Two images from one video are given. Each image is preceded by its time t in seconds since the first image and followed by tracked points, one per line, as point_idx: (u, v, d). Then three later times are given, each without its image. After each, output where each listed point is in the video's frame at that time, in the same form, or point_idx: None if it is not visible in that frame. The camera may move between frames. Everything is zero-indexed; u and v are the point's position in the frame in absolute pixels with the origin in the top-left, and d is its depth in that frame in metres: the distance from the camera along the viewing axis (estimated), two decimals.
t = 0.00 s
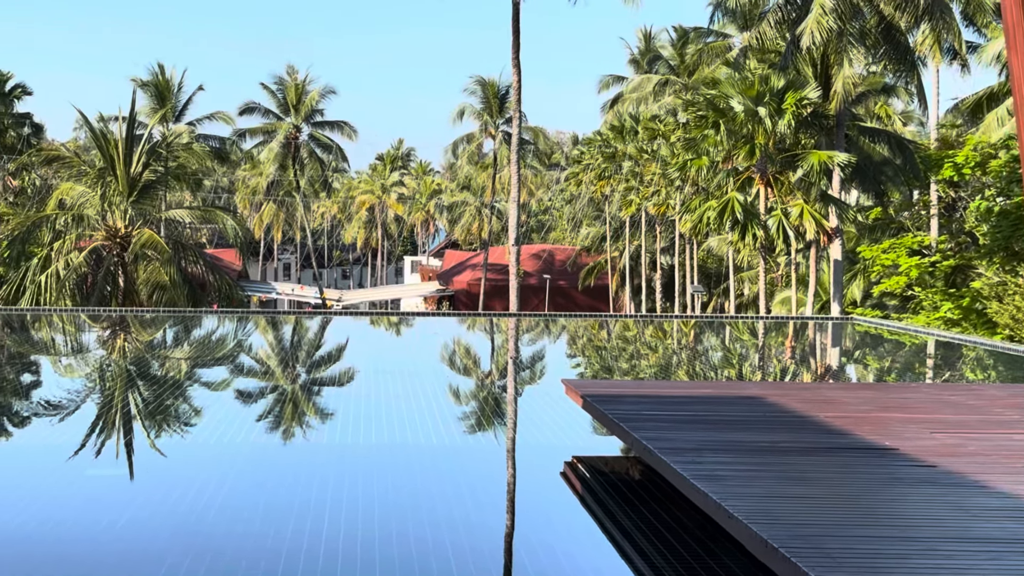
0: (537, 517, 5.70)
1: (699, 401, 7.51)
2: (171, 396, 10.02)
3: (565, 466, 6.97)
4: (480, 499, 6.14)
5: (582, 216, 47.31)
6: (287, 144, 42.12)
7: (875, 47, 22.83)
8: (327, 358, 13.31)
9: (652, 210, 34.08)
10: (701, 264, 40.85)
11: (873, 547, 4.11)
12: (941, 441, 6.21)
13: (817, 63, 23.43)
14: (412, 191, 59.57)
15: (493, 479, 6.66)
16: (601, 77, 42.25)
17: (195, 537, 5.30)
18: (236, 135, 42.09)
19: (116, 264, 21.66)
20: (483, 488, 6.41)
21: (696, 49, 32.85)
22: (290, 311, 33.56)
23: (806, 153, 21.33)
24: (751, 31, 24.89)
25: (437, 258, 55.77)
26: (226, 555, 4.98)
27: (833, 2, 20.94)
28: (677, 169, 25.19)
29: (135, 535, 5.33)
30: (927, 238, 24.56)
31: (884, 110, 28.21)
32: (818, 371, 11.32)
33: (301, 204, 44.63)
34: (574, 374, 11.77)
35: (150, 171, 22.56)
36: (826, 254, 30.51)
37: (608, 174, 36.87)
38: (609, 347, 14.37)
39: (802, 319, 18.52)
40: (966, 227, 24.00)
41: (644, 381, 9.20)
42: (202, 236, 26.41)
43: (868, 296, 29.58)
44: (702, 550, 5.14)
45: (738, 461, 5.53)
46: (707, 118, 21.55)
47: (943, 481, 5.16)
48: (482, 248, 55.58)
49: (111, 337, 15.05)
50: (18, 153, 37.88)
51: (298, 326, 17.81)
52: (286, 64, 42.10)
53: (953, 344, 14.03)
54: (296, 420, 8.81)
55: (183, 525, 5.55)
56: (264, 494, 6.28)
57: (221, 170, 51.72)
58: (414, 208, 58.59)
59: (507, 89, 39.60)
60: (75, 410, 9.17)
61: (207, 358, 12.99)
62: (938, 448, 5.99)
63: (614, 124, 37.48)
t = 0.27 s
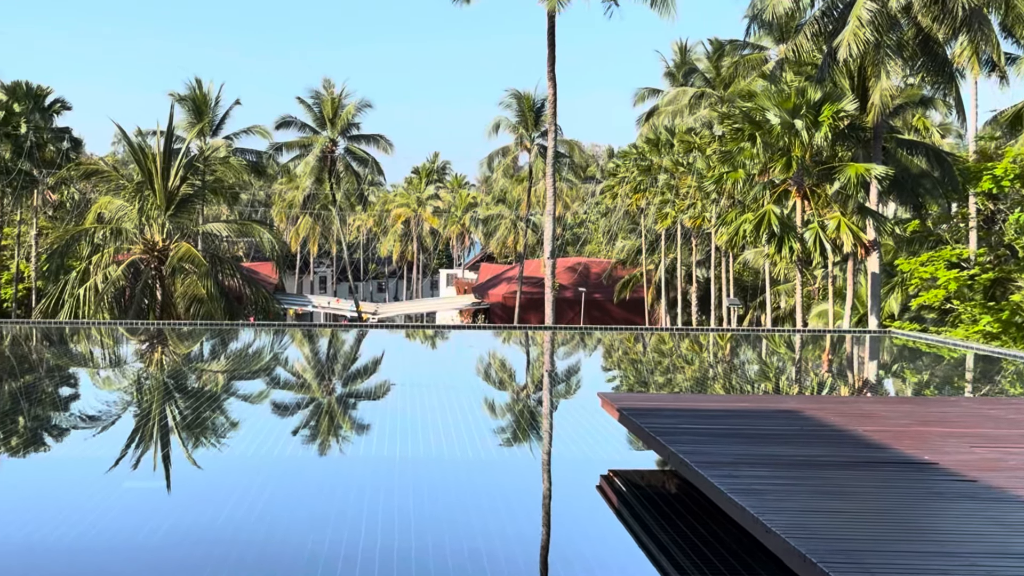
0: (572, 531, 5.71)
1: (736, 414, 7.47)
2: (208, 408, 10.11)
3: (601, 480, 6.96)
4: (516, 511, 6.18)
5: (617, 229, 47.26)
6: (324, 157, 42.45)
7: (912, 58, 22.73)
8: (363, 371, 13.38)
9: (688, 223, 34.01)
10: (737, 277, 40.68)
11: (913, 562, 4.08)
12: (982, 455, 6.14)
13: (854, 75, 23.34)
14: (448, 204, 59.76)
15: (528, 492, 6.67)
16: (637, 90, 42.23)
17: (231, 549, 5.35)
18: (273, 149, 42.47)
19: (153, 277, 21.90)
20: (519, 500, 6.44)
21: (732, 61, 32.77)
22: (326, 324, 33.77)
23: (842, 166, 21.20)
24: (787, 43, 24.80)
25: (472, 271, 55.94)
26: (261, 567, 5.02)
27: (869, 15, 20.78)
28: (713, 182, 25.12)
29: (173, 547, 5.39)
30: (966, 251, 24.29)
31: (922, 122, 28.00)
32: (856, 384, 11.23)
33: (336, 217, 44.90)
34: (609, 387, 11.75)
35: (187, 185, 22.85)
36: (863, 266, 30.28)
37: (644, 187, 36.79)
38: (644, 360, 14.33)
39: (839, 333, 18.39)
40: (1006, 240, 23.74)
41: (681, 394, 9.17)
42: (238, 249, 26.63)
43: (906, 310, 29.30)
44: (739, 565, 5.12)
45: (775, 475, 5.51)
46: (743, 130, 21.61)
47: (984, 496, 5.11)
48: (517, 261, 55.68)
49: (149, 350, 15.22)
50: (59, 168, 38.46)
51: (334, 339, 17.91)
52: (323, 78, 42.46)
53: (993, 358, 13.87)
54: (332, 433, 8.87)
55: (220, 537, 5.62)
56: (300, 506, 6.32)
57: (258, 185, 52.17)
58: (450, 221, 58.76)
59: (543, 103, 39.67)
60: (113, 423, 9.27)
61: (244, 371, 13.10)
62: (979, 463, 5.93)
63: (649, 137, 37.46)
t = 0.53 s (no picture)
0: (607, 546, 5.70)
1: (771, 428, 7.43)
2: (244, 422, 10.19)
3: (636, 494, 6.94)
4: (550, 524, 6.19)
5: (651, 242, 47.17)
6: (358, 171, 42.69)
7: (948, 70, 22.61)
8: (397, 385, 13.42)
9: (723, 236, 33.87)
10: (772, 290, 40.46)
11: None
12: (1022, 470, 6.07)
13: (890, 87, 23.18)
14: (482, 218, 59.86)
15: (562, 506, 6.67)
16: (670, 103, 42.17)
17: (265, 562, 5.38)
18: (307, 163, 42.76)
19: (190, 291, 22.07)
20: (552, 512, 6.47)
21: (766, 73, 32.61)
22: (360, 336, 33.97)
23: (879, 178, 21.04)
24: (822, 55, 24.69)
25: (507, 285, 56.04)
26: None
27: (905, 28, 20.51)
28: (747, 195, 24.98)
29: (207, 560, 5.43)
30: (1005, 264, 23.98)
31: (959, 134, 27.75)
32: (893, 398, 11.11)
33: (371, 230, 45.09)
34: (643, 400, 11.71)
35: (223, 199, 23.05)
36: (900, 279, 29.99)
37: (678, 200, 36.65)
38: (679, 373, 14.26)
39: (876, 346, 18.22)
40: None
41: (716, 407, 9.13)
42: (273, 262, 26.79)
43: (944, 323, 28.97)
44: None
45: (811, 489, 5.47)
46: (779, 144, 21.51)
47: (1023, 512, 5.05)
48: (551, 275, 55.70)
49: (185, 363, 15.35)
50: (96, 182, 38.93)
51: (369, 352, 17.97)
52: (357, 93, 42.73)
53: None
54: (366, 446, 8.90)
55: (254, 550, 5.66)
56: (335, 520, 6.35)
57: (293, 199, 52.52)
58: (484, 234, 58.86)
59: (577, 116, 39.68)
60: (149, 436, 9.36)
61: (279, 384, 13.18)
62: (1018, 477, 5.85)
63: (684, 150, 37.39)
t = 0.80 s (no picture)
0: (640, 560, 5.69)
1: (806, 442, 7.38)
2: (278, 435, 10.25)
3: (670, 508, 6.92)
4: (585, 538, 6.19)
5: (683, 255, 47.07)
6: (391, 185, 42.90)
7: (982, 82, 22.49)
8: (430, 398, 13.46)
9: (756, 249, 33.73)
10: (806, 303, 40.26)
11: None
12: None
13: (924, 100, 23.06)
14: (514, 231, 59.95)
15: (595, 519, 6.67)
16: (703, 116, 42.12)
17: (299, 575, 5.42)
18: (340, 177, 43.01)
19: (223, 304, 22.25)
20: (583, 525, 6.50)
21: (799, 86, 32.50)
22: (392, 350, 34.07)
23: (912, 191, 20.91)
24: (855, 67, 24.59)
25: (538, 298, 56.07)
26: None
27: (939, 40, 20.40)
28: (780, 207, 24.88)
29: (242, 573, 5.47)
30: None
31: (994, 146, 27.55)
32: (928, 412, 11.01)
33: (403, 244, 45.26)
34: (676, 414, 11.68)
35: (257, 213, 23.25)
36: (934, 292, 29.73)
37: (710, 213, 36.55)
38: (712, 387, 14.20)
39: (911, 360, 18.09)
40: None
41: (750, 421, 9.09)
42: (306, 276, 26.95)
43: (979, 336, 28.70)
44: None
45: (848, 504, 5.44)
46: (811, 155, 21.46)
47: None
48: (583, 288, 55.64)
49: (218, 377, 15.46)
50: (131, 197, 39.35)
51: (401, 366, 18.02)
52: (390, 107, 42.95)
53: None
54: (399, 460, 8.93)
55: (289, 563, 5.70)
56: (369, 533, 6.38)
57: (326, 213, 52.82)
58: (516, 247, 58.92)
59: (608, 129, 39.68)
60: (183, 449, 9.45)
61: (312, 398, 13.25)
62: None
63: (716, 163, 37.34)
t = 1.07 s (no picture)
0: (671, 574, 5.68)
1: (838, 457, 7.35)
2: (308, 449, 10.31)
3: (701, 522, 6.91)
4: (616, 552, 6.18)
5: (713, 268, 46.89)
6: (420, 199, 43.08)
7: (1015, 94, 22.40)
8: (460, 413, 13.48)
9: (786, 262, 33.58)
10: (837, 316, 40.03)
11: None
12: None
13: (956, 112, 22.94)
14: (543, 245, 59.97)
15: (626, 534, 6.66)
16: (733, 129, 42.02)
17: None
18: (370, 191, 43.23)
19: (254, 319, 22.40)
20: (614, 539, 6.52)
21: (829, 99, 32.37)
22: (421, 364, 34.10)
23: (944, 204, 20.77)
24: (885, 80, 24.48)
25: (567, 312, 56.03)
26: None
27: (971, 52, 20.30)
28: (810, 220, 24.77)
29: None
30: None
31: None
32: (961, 427, 10.91)
33: (433, 258, 45.38)
34: (706, 428, 11.65)
35: (287, 228, 23.44)
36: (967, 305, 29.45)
37: (740, 226, 36.43)
38: (742, 401, 14.13)
39: (943, 374, 17.94)
40: None
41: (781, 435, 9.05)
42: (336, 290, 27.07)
43: (1013, 350, 28.38)
44: None
45: (881, 519, 5.41)
46: (842, 168, 21.44)
47: None
48: (613, 301, 55.55)
49: (249, 391, 15.56)
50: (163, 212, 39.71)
51: (430, 380, 18.06)
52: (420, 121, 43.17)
53: None
54: (429, 474, 8.96)
55: None
56: (401, 546, 6.42)
57: (356, 227, 53.07)
58: (546, 261, 58.93)
59: (638, 143, 39.68)
60: (214, 463, 9.52)
61: (342, 412, 13.31)
62: None
63: (746, 176, 37.26)
